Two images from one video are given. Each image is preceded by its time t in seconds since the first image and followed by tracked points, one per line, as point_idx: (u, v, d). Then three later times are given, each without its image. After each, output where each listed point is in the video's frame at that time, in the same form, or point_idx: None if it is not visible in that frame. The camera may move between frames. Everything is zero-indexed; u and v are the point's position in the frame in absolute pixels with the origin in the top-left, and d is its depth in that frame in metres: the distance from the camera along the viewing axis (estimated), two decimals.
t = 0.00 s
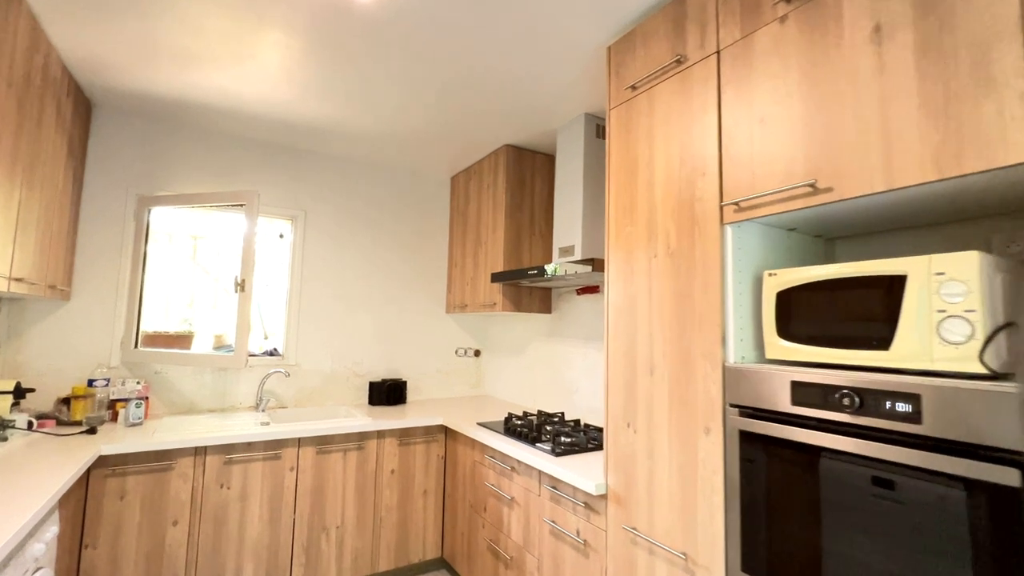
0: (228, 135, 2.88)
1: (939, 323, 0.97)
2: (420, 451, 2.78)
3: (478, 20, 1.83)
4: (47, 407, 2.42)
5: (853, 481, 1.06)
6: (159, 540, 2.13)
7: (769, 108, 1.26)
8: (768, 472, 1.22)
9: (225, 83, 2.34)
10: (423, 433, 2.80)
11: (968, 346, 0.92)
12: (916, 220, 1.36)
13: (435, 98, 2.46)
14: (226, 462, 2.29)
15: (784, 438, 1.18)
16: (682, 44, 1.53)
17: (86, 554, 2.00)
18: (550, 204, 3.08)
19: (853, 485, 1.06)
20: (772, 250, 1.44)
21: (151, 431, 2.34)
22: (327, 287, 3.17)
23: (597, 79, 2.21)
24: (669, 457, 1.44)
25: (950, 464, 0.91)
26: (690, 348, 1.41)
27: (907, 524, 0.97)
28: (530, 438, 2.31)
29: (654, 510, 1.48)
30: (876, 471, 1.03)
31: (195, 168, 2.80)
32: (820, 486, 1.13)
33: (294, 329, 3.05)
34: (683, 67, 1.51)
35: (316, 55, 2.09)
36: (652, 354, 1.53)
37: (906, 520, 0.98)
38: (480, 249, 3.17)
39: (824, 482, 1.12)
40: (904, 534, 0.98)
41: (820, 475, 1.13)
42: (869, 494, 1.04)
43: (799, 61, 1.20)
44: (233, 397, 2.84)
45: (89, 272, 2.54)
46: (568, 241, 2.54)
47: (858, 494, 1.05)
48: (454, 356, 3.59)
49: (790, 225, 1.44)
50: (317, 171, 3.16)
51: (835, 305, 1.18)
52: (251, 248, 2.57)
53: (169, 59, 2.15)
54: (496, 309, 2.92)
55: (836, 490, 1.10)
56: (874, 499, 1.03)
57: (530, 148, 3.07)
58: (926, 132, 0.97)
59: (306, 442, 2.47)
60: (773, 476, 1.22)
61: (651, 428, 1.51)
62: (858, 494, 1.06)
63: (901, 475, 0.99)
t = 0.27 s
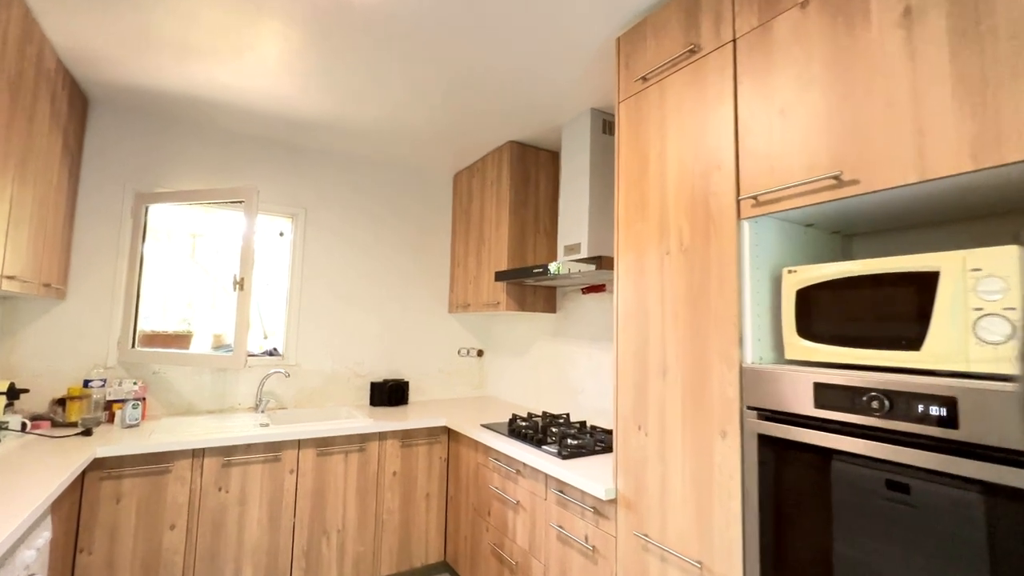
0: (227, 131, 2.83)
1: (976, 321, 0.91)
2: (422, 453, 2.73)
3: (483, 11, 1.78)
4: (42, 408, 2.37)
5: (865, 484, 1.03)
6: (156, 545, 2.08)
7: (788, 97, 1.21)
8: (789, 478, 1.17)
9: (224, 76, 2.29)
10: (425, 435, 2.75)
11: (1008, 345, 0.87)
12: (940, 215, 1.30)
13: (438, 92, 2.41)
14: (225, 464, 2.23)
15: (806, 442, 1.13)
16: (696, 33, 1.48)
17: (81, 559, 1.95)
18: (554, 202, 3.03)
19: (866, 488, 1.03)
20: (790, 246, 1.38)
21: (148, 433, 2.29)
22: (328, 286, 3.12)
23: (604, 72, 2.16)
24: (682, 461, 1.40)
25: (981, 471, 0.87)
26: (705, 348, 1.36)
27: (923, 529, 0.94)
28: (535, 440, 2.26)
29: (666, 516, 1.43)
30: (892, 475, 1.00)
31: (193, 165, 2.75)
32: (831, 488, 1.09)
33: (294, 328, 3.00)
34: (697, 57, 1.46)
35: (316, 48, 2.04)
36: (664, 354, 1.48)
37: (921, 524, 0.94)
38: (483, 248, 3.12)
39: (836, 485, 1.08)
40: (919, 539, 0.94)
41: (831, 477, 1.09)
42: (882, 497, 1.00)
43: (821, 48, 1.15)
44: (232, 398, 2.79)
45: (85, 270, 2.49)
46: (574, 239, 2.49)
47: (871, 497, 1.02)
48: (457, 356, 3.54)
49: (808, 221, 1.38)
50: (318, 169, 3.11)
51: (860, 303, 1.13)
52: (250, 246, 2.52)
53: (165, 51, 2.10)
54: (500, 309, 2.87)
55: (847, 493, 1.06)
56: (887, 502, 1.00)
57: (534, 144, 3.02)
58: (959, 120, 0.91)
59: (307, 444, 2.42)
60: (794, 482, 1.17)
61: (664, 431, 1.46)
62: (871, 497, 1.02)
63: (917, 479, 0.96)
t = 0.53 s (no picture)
0: (225, 123, 2.77)
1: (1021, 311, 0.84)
2: (424, 452, 2.67)
3: None
4: (35, 405, 2.31)
5: (879, 484, 0.99)
6: (151, 546, 2.03)
7: (812, 77, 1.15)
8: (815, 479, 1.11)
9: (221, 65, 2.23)
10: (428, 433, 2.69)
11: None
12: (970, 203, 1.24)
13: (440, 82, 2.34)
14: (222, 463, 2.18)
15: (834, 440, 1.07)
16: (712, 13, 1.41)
17: (74, 561, 1.90)
18: (559, 196, 2.97)
19: (880, 489, 1.00)
20: (811, 235, 1.32)
21: (143, 431, 2.23)
22: (328, 281, 3.06)
23: (612, 60, 2.09)
24: (697, 460, 1.34)
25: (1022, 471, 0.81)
26: (722, 342, 1.30)
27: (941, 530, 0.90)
28: (541, 439, 2.20)
29: (680, 518, 1.38)
30: (906, 474, 0.96)
31: (190, 157, 2.69)
32: (845, 488, 1.06)
33: (293, 325, 2.94)
34: (713, 38, 1.40)
35: (316, 35, 1.98)
36: (678, 348, 1.42)
37: (938, 525, 0.91)
38: (487, 243, 3.06)
39: (850, 485, 1.05)
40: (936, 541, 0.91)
41: (845, 477, 1.06)
42: (897, 498, 0.97)
43: (849, 24, 1.09)
44: (230, 396, 2.73)
45: (79, 265, 2.43)
46: (580, 233, 2.43)
47: (886, 499, 0.99)
48: (459, 353, 3.48)
49: (830, 209, 1.32)
50: (318, 162, 3.05)
51: (889, 294, 1.07)
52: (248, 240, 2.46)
53: (161, 39, 2.04)
54: (503, 304, 2.81)
55: (861, 493, 1.03)
56: (901, 503, 0.96)
57: (539, 137, 2.95)
58: (1002, 96, 0.85)
59: (306, 442, 2.36)
60: (820, 483, 1.10)
61: (678, 429, 1.40)
62: (885, 497, 0.99)
63: (933, 478, 0.92)
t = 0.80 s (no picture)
0: (221, 114, 2.71)
1: None
2: (424, 451, 2.60)
3: None
4: (25, 403, 2.25)
5: (893, 485, 0.96)
6: (142, 548, 1.97)
7: (835, 55, 1.08)
8: (839, 480, 1.04)
9: (214, 53, 2.16)
10: (428, 432, 2.62)
11: None
12: (1000, 189, 1.18)
13: (441, 71, 2.28)
14: (216, 463, 2.12)
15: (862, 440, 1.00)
16: None
17: (62, 564, 1.84)
18: (562, 189, 2.90)
19: (894, 490, 0.96)
20: (830, 224, 1.26)
21: (135, 429, 2.17)
22: (326, 276, 2.99)
23: (618, 47, 2.02)
24: (709, 461, 1.27)
25: None
26: (737, 336, 1.23)
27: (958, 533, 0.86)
28: (544, 438, 2.13)
29: (692, 520, 1.31)
30: (921, 474, 0.92)
31: (184, 149, 2.63)
32: (856, 491, 1.02)
33: (290, 321, 2.87)
34: (728, 17, 1.33)
35: (311, 22, 1.91)
36: (690, 343, 1.36)
37: (955, 528, 0.87)
38: (488, 237, 2.99)
39: (861, 487, 1.01)
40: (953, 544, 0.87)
41: (857, 479, 1.02)
42: (911, 499, 0.93)
43: None
44: (226, 393, 2.67)
45: (69, 258, 2.37)
46: (584, 226, 2.36)
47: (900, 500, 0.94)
48: (460, 350, 3.42)
49: (850, 197, 1.26)
50: (315, 155, 2.99)
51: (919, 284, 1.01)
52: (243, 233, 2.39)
53: (151, 25, 1.97)
54: (505, 300, 2.74)
55: (873, 495, 0.99)
56: (917, 504, 0.92)
57: (542, 129, 2.88)
58: None
59: (303, 441, 2.30)
60: (845, 484, 1.03)
61: (689, 428, 1.34)
62: (899, 499, 0.95)
63: (950, 480, 0.88)
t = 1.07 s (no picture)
0: (212, 102, 2.63)
1: None
2: (422, 449, 2.53)
3: None
4: (10, 399, 2.18)
5: (905, 485, 0.90)
6: (129, 550, 1.90)
7: (861, 25, 1.00)
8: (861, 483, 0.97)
9: (203, 38, 2.07)
10: (426, 430, 2.55)
11: None
12: None
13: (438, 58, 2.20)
14: (206, 461, 2.04)
15: (892, 440, 0.92)
16: None
17: (45, 566, 1.77)
18: (564, 180, 2.82)
19: (906, 490, 0.90)
20: (852, 210, 1.18)
21: (123, 426, 2.09)
22: (322, 270, 2.92)
23: (623, 29, 1.94)
24: (721, 461, 1.20)
25: None
26: (753, 329, 1.15)
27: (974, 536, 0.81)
28: (546, 436, 2.06)
29: (702, 524, 1.24)
30: (936, 474, 0.87)
31: (175, 138, 2.55)
32: (866, 492, 0.96)
33: (284, 316, 2.80)
34: None
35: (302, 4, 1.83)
36: (701, 337, 1.28)
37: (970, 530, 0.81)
38: (488, 230, 2.91)
39: (872, 489, 0.95)
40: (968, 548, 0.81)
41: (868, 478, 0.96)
42: (924, 500, 0.88)
43: None
44: (219, 390, 2.60)
45: (55, 251, 2.29)
46: (586, 217, 2.28)
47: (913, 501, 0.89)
48: (459, 347, 3.35)
49: (873, 180, 1.18)
50: (310, 146, 2.91)
51: (954, 272, 0.93)
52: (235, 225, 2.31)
53: (136, 8, 1.89)
54: (506, 294, 2.67)
55: (883, 496, 0.94)
56: (930, 504, 0.87)
57: (543, 118, 2.80)
58: None
59: (297, 439, 2.23)
60: (863, 487, 0.97)
61: (699, 426, 1.26)
62: (911, 500, 0.89)
63: (966, 479, 0.83)
